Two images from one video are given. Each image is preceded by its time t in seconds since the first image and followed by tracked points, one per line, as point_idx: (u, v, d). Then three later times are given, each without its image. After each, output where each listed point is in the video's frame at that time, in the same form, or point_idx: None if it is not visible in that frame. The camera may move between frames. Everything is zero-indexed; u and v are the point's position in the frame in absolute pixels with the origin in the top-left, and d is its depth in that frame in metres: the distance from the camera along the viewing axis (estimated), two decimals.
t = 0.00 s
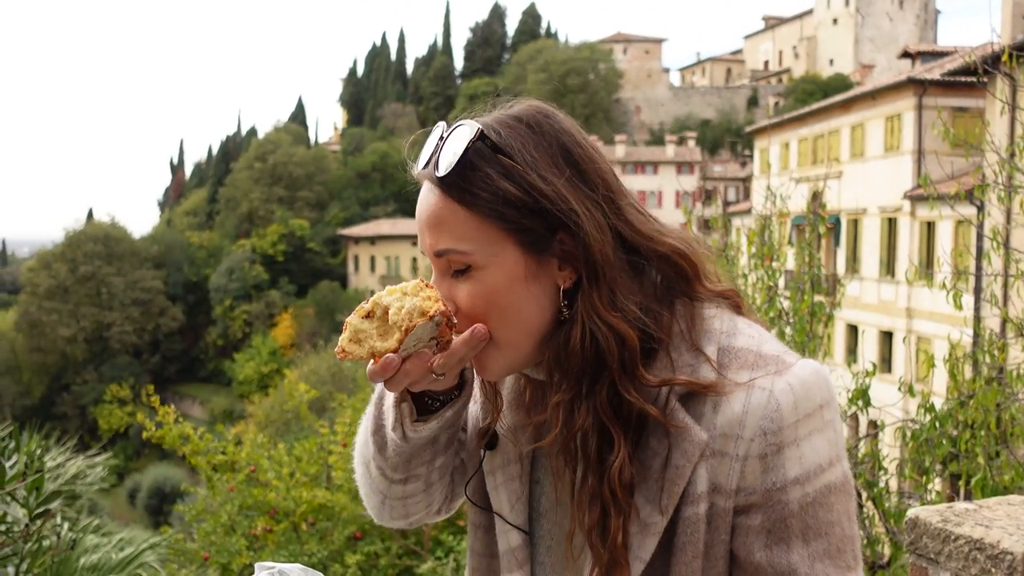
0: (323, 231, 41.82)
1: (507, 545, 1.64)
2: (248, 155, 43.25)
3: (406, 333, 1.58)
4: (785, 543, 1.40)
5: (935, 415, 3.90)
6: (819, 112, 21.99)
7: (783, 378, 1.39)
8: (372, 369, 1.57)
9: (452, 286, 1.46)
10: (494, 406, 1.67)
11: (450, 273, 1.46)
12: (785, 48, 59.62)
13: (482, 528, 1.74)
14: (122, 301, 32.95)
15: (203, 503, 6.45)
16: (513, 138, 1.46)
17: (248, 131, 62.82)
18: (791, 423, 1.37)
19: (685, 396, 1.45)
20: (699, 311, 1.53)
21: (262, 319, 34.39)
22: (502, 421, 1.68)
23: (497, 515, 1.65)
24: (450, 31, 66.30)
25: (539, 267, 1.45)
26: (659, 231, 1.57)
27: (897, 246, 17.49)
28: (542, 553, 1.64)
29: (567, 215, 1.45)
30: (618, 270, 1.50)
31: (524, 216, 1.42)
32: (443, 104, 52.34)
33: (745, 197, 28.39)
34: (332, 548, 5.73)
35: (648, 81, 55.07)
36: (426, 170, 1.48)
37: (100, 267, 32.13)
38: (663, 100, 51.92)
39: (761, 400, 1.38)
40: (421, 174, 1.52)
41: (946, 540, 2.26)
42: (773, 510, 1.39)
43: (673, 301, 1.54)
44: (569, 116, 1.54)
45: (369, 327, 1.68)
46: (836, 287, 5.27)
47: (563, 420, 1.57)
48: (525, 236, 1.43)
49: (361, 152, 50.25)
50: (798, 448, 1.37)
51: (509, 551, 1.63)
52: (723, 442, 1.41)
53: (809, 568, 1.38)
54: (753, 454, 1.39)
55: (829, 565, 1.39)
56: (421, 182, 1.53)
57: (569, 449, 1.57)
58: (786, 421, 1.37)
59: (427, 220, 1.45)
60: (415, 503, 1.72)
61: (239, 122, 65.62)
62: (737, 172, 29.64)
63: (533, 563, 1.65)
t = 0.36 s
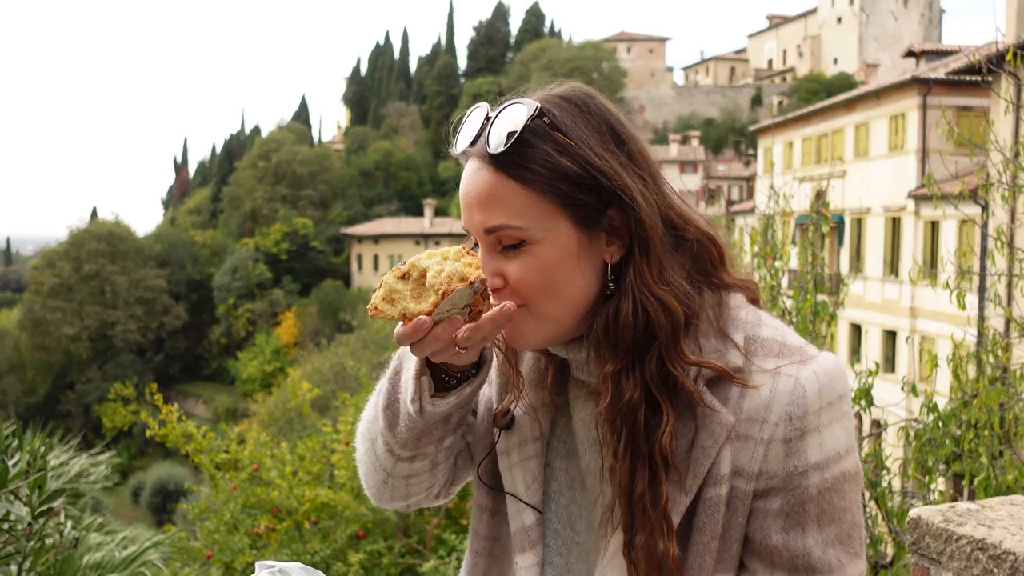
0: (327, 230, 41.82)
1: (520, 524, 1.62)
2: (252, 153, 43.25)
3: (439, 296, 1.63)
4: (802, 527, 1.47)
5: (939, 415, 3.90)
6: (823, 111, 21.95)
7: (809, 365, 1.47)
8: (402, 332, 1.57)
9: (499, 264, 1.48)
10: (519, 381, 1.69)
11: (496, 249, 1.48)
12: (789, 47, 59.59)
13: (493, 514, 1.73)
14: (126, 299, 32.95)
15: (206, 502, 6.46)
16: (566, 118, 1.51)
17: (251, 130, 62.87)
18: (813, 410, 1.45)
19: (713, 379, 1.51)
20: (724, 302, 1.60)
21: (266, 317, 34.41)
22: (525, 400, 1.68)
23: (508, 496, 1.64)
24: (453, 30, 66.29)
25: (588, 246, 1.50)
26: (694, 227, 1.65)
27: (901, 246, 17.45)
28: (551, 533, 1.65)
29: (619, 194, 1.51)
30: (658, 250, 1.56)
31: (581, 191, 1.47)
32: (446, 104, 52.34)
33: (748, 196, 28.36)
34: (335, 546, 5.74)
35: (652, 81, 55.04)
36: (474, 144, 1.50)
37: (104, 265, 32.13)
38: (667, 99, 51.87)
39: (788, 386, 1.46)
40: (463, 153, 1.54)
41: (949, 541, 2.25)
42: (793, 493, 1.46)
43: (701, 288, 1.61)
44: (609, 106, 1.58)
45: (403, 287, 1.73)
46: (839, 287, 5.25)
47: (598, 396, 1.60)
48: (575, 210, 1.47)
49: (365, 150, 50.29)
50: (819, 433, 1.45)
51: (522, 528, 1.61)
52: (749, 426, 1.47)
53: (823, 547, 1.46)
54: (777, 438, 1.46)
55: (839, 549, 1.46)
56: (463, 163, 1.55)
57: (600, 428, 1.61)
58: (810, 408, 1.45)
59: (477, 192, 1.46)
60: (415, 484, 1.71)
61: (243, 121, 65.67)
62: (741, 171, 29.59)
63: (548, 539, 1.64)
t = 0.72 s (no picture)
0: (325, 232, 41.83)
1: (529, 525, 1.61)
2: (251, 156, 43.24)
3: (390, 392, 1.63)
4: (810, 515, 1.53)
5: (935, 415, 3.89)
6: (821, 112, 21.97)
7: (819, 358, 1.53)
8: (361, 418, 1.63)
9: (546, 227, 1.47)
10: (520, 363, 1.67)
11: (544, 211, 1.48)
12: (787, 47, 59.68)
13: (488, 521, 1.71)
14: (125, 301, 32.90)
15: (204, 505, 6.45)
16: (635, 87, 1.54)
17: (250, 132, 62.90)
18: (826, 400, 1.50)
19: (740, 363, 1.55)
20: (739, 297, 1.64)
21: (265, 320, 34.41)
22: (526, 389, 1.67)
23: (511, 494, 1.63)
24: (452, 32, 66.37)
25: (637, 217, 1.53)
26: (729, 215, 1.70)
27: (900, 246, 17.46)
28: (558, 531, 1.64)
29: (676, 171, 1.55)
30: (702, 222, 1.60)
31: (640, 159, 1.50)
32: (445, 106, 52.42)
33: (747, 198, 28.38)
34: (334, 549, 5.75)
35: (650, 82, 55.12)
36: (530, 102, 1.50)
37: (103, 268, 32.06)
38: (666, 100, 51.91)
39: (801, 376, 1.51)
40: (510, 114, 1.52)
41: (944, 541, 2.26)
42: (804, 483, 1.52)
43: (727, 275, 1.66)
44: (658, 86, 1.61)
45: (360, 370, 1.73)
46: (836, 287, 5.24)
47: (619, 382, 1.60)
48: (631, 174, 1.50)
49: (363, 153, 50.35)
50: (830, 424, 1.51)
51: (530, 529, 1.60)
52: (766, 413, 1.51)
53: (831, 534, 1.53)
54: (793, 428, 1.50)
55: (841, 535, 1.54)
56: (507, 127, 1.54)
57: (622, 412, 1.62)
58: (823, 399, 1.50)
59: (539, 147, 1.45)
60: (413, 506, 1.72)
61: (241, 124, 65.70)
62: (739, 173, 29.62)
63: (554, 539, 1.63)
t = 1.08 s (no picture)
0: (316, 238, 41.75)
1: (512, 535, 1.59)
2: (240, 162, 43.13)
3: (422, 497, 1.50)
4: (787, 514, 1.55)
5: (923, 418, 3.87)
6: (808, 115, 22.07)
7: (795, 360, 1.56)
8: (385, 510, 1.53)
9: (588, 196, 1.49)
10: (514, 349, 1.68)
11: (587, 179, 1.50)
12: (774, 50, 60.03)
13: (471, 534, 1.70)
14: (114, 309, 32.71)
15: (193, 513, 6.42)
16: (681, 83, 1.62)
17: (239, 138, 62.77)
18: (804, 400, 1.54)
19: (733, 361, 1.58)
20: (731, 304, 1.70)
21: (255, 326, 34.30)
22: (514, 384, 1.67)
23: (492, 505, 1.62)
24: (441, 38, 66.46)
25: (662, 207, 1.58)
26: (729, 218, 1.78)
27: (888, 248, 17.53)
28: (540, 538, 1.63)
29: (700, 167, 1.63)
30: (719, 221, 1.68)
31: (679, 147, 1.57)
32: (435, 111, 52.50)
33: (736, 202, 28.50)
34: (323, 557, 5.74)
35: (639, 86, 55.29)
36: (584, 76, 1.53)
37: (92, 275, 31.83)
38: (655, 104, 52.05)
39: (780, 376, 1.54)
40: (546, 84, 1.57)
41: (927, 544, 2.27)
42: (783, 481, 1.54)
43: (726, 275, 1.71)
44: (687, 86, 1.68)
45: (382, 465, 1.53)
46: (823, 290, 5.25)
47: (606, 377, 1.61)
48: (672, 156, 1.56)
49: (353, 158, 50.36)
50: (808, 424, 1.54)
51: (513, 539, 1.59)
52: (745, 415, 1.54)
53: (804, 534, 1.55)
54: (772, 428, 1.53)
55: (817, 533, 1.57)
56: (543, 97, 1.58)
57: (602, 412, 1.62)
58: (801, 399, 1.53)
59: (599, 121, 1.50)
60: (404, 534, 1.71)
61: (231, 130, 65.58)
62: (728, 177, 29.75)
63: (536, 546, 1.62)
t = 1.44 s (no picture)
0: (298, 244, 41.59)
1: (488, 539, 1.56)
2: (221, 169, 42.91)
3: (427, 478, 1.47)
4: (759, 517, 1.55)
5: (905, 422, 3.88)
6: (790, 120, 22.23)
7: (768, 364, 1.58)
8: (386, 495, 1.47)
9: (587, 198, 1.49)
10: (494, 354, 1.66)
11: (586, 181, 1.51)
12: (755, 56, 60.51)
13: (445, 542, 1.66)
14: (95, 317, 32.38)
15: (175, 523, 6.36)
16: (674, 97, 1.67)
17: (221, 145, 62.48)
18: (776, 404, 1.55)
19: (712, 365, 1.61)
20: (708, 312, 1.72)
21: (237, 334, 34.11)
22: (493, 392, 1.65)
23: (469, 510, 1.59)
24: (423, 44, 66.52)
25: (650, 212, 1.61)
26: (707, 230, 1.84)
27: (868, 252, 17.67)
28: (514, 543, 1.61)
29: (683, 178, 1.67)
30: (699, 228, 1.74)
31: (671, 155, 1.61)
32: (417, 117, 52.54)
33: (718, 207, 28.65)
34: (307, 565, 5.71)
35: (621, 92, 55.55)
36: (580, 81, 1.55)
37: (72, 283, 31.48)
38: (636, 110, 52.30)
39: (754, 381, 1.55)
40: (540, 84, 1.58)
41: (908, 548, 2.28)
42: (755, 484, 1.55)
43: (704, 285, 1.73)
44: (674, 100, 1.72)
45: (387, 447, 1.51)
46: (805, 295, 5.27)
47: (584, 380, 1.62)
48: (663, 161, 1.60)
49: (335, 165, 50.26)
50: (779, 427, 1.55)
51: (489, 543, 1.56)
52: (720, 417, 1.55)
53: (776, 536, 1.56)
54: (745, 432, 1.54)
55: (787, 536, 1.57)
56: (536, 103, 1.59)
57: (578, 416, 1.63)
58: (773, 403, 1.55)
59: (599, 126, 1.52)
60: (376, 544, 1.69)
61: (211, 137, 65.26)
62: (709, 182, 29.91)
63: (512, 550, 1.60)
